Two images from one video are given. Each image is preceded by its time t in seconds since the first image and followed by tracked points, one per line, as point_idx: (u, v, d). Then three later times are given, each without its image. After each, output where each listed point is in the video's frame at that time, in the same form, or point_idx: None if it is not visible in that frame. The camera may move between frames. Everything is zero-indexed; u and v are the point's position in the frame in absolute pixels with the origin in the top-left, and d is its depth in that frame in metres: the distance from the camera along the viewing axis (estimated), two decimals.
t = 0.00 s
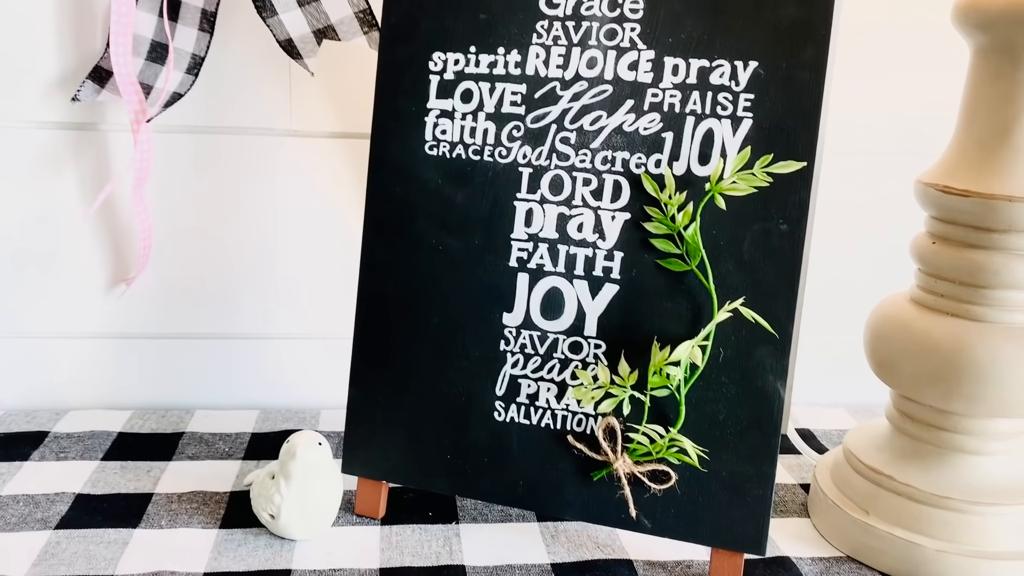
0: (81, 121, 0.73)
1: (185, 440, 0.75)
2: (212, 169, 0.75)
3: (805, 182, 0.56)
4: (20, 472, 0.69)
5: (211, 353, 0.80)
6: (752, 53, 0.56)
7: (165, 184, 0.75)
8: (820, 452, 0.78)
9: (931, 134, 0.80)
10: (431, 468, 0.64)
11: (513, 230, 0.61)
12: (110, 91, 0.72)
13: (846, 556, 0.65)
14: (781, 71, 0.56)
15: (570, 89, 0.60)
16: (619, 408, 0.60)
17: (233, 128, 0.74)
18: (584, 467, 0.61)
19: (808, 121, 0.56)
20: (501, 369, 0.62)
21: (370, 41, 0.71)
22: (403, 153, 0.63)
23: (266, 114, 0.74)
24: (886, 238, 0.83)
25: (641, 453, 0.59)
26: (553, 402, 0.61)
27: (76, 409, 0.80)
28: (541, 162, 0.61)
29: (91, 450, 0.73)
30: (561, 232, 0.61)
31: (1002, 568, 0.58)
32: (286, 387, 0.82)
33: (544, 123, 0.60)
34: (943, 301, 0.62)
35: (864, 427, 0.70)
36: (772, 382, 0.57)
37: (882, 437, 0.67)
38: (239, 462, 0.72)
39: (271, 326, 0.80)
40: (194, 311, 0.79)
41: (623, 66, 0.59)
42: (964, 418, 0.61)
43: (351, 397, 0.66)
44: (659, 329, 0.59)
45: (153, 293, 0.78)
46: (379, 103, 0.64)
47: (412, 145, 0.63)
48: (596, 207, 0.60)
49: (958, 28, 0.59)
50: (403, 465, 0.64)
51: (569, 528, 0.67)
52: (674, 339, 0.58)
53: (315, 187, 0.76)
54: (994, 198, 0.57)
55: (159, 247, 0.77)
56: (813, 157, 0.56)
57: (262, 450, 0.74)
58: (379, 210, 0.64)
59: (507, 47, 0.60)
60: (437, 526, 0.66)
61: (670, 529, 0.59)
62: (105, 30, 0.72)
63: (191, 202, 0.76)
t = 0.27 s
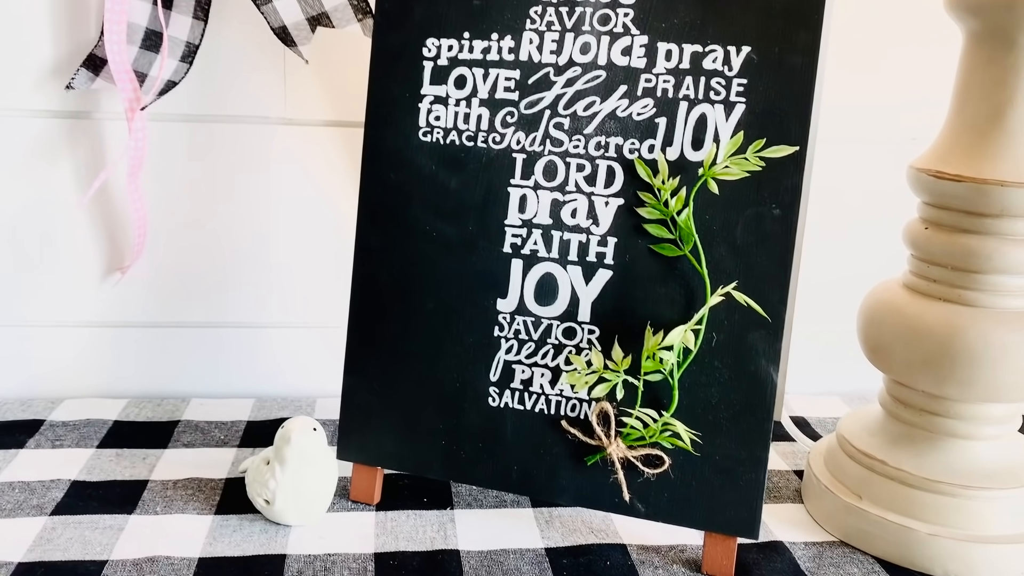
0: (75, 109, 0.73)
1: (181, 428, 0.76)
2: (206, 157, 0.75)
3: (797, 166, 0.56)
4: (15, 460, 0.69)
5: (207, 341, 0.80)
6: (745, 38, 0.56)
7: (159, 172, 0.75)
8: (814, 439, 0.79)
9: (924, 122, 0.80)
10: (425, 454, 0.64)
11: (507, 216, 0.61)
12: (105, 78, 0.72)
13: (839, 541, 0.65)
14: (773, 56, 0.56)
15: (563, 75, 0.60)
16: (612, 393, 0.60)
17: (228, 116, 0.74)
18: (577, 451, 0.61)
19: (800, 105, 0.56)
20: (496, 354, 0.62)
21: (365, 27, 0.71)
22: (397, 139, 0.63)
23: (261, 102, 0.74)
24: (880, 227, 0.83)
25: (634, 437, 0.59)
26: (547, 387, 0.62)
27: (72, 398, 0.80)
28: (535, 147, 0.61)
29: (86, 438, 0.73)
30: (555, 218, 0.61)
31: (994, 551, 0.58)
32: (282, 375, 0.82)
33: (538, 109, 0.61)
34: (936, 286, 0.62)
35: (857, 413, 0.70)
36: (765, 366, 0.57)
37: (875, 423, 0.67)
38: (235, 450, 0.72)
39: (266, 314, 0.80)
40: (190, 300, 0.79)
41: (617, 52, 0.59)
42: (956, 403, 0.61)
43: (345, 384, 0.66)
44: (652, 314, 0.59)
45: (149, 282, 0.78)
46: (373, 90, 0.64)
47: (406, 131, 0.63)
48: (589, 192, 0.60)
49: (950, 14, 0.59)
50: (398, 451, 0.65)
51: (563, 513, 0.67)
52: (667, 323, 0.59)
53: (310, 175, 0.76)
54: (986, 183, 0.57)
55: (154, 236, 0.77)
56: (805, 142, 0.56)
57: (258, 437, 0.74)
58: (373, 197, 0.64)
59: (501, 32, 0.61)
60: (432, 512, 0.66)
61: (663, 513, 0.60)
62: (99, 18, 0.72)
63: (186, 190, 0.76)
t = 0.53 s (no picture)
0: (71, 103, 0.73)
1: (177, 421, 0.76)
2: (202, 152, 0.75)
3: (789, 158, 0.56)
4: (12, 452, 0.70)
5: (203, 335, 0.80)
6: (738, 30, 0.57)
7: (155, 166, 0.75)
8: (809, 432, 0.79)
9: (919, 115, 0.80)
10: (420, 446, 0.64)
11: (501, 209, 0.62)
12: (101, 73, 0.72)
13: (832, 532, 0.65)
14: (766, 49, 0.56)
15: (557, 67, 0.60)
16: (605, 385, 0.60)
17: (223, 110, 0.74)
18: (571, 443, 0.62)
19: (793, 98, 0.56)
20: (490, 347, 0.63)
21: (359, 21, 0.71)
22: (391, 132, 0.63)
23: (256, 96, 0.74)
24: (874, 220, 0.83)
25: (628, 429, 0.60)
26: (541, 379, 0.62)
27: (68, 391, 0.81)
28: (529, 140, 0.61)
29: (82, 431, 0.73)
30: (549, 210, 0.61)
31: (986, 542, 0.59)
32: (278, 369, 0.82)
33: (531, 102, 0.61)
34: (928, 278, 0.62)
35: (850, 406, 0.70)
36: (757, 357, 0.58)
37: (869, 415, 0.68)
38: (231, 442, 0.73)
39: (262, 308, 0.80)
40: (186, 294, 0.79)
41: (610, 44, 0.59)
42: (949, 395, 0.61)
43: (340, 376, 0.66)
44: (645, 305, 0.59)
45: (145, 276, 0.78)
46: (367, 84, 0.64)
47: (400, 124, 0.63)
48: (583, 185, 0.60)
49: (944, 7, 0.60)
50: (393, 443, 0.65)
51: (558, 505, 0.67)
52: (660, 315, 0.59)
53: (305, 169, 0.76)
54: (978, 175, 0.57)
55: (150, 230, 0.77)
56: (798, 134, 0.56)
57: (254, 430, 0.75)
58: (368, 190, 0.64)
59: (495, 25, 0.61)
60: (427, 503, 0.66)
61: (657, 504, 0.60)
62: (95, 12, 0.72)
63: (182, 184, 0.76)
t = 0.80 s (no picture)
0: (72, 99, 0.74)
1: (177, 416, 0.76)
2: (202, 148, 0.76)
3: (785, 154, 0.56)
4: (13, 447, 0.70)
5: (202, 331, 0.81)
6: (734, 26, 0.57)
7: (155, 162, 0.76)
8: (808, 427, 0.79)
9: (917, 111, 0.80)
10: (418, 440, 0.65)
11: (498, 204, 0.62)
12: (101, 69, 0.73)
13: (829, 527, 0.65)
14: (762, 44, 0.56)
15: (554, 63, 0.60)
16: (602, 379, 0.61)
17: (223, 106, 0.74)
18: (569, 437, 0.62)
19: (789, 93, 0.56)
20: (488, 341, 0.63)
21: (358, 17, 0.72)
22: (390, 128, 0.64)
23: (255, 92, 0.74)
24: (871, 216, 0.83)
25: (625, 423, 0.60)
26: (539, 373, 0.62)
27: (69, 386, 0.81)
28: (527, 135, 0.61)
29: (83, 425, 0.74)
30: (546, 205, 0.61)
31: (982, 536, 0.59)
32: (278, 364, 0.83)
33: (529, 97, 0.61)
34: (925, 274, 0.62)
35: (847, 401, 0.70)
36: (753, 351, 0.58)
37: (866, 410, 0.68)
38: (230, 437, 0.73)
39: (262, 304, 0.80)
40: (186, 289, 0.79)
41: (607, 40, 0.59)
42: (946, 390, 0.61)
43: (339, 371, 0.66)
44: (642, 300, 0.59)
45: (145, 271, 0.78)
46: (365, 80, 0.64)
47: (399, 120, 0.64)
48: (580, 180, 0.60)
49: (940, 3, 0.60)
50: (391, 437, 0.65)
51: (555, 500, 0.67)
52: (657, 310, 0.59)
53: (304, 165, 0.77)
54: (974, 170, 0.57)
55: (150, 225, 0.77)
56: (793, 130, 0.56)
57: (254, 425, 0.75)
58: (366, 186, 0.64)
59: (493, 21, 0.61)
60: (425, 497, 0.66)
61: (653, 498, 0.60)
62: (95, 9, 0.72)
63: (182, 180, 0.76)
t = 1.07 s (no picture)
0: (89, 100, 0.75)
1: (192, 411, 0.78)
2: (218, 148, 0.77)
3: (792, 155, 0.57)
4: (32, 441, 0.71)
5: (216, 328, 0.82)
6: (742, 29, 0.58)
7: (171, 162, 0.77)
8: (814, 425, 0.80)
9: (922, 111, 0.81)
10: (430, 436, 0.66)
11: (509, 204, 0.63)
12: (118, 70, 0.74)
13: (834, 523, 0.66)
14: (769, 48, 0.57)
15: (565, 66, 0.61)
16: (611, 376, 0.62)
17: (237, 107, 0.76)
18: (578, 433, 0.63)
19: (796, 96, 0.57)
20: (498, 339, 0.64)
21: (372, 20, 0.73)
22: (402, 129, 0.65)
23: (269, 93, 0.75)
24: (877, 216, 0.84)
25: (633, 420, 0.61)
26: (548, 370, 0.63)
27: (85, 382, 0.83)
28: (537, 137, 0.62)
29: (100, 420, 0.75)
30: (556, 205, 0.62)
31: (986, 532, 0.60)
32: (291, 361, 0.84)
33: (539, 99, 0.62)
34: (929, 273, 0.63)
35: (852, 399, 0.71)
36: (759, 349, 0.59)
37: (870, 408, 0.69)
38: (244, 432, 0.74)
39: (275, 301, 0.82)
40: (201, 287, 0.81)
41: (617, 43, 0.60)
42: (950, 387, 0.62)
43: (352, 368, 0.67)
44: (651, 299, 0.60)
45: (160, 269, 0.80)
46: (378, 82, 0.65)
47: (411, 121, 0.65)
48: (590, 181, 0.61)
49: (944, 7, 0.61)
50: (403, 432, 0.66)
51: (564, 495, 0.68)
52: (665, 309, 0.60)
53: (317, 165, 0.78)
54: (978, 172, 0.58)
55: (165, 224, 0.78)
56: (800, 131, 0.57)
57: (267, 421, 0.76)
58: (379, 186, 0.66)
59: (504, 24, 0.62)
60: (436, 492, 0.68)
61: (661, 493, 0.61)
62: (112, 11, 0.74)
63: (198, 180, 0.77)
